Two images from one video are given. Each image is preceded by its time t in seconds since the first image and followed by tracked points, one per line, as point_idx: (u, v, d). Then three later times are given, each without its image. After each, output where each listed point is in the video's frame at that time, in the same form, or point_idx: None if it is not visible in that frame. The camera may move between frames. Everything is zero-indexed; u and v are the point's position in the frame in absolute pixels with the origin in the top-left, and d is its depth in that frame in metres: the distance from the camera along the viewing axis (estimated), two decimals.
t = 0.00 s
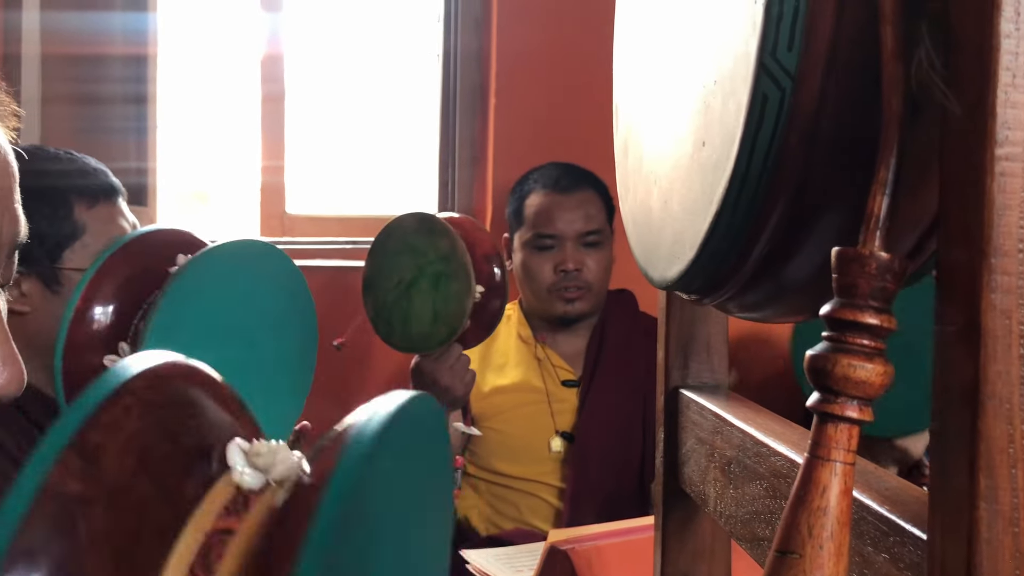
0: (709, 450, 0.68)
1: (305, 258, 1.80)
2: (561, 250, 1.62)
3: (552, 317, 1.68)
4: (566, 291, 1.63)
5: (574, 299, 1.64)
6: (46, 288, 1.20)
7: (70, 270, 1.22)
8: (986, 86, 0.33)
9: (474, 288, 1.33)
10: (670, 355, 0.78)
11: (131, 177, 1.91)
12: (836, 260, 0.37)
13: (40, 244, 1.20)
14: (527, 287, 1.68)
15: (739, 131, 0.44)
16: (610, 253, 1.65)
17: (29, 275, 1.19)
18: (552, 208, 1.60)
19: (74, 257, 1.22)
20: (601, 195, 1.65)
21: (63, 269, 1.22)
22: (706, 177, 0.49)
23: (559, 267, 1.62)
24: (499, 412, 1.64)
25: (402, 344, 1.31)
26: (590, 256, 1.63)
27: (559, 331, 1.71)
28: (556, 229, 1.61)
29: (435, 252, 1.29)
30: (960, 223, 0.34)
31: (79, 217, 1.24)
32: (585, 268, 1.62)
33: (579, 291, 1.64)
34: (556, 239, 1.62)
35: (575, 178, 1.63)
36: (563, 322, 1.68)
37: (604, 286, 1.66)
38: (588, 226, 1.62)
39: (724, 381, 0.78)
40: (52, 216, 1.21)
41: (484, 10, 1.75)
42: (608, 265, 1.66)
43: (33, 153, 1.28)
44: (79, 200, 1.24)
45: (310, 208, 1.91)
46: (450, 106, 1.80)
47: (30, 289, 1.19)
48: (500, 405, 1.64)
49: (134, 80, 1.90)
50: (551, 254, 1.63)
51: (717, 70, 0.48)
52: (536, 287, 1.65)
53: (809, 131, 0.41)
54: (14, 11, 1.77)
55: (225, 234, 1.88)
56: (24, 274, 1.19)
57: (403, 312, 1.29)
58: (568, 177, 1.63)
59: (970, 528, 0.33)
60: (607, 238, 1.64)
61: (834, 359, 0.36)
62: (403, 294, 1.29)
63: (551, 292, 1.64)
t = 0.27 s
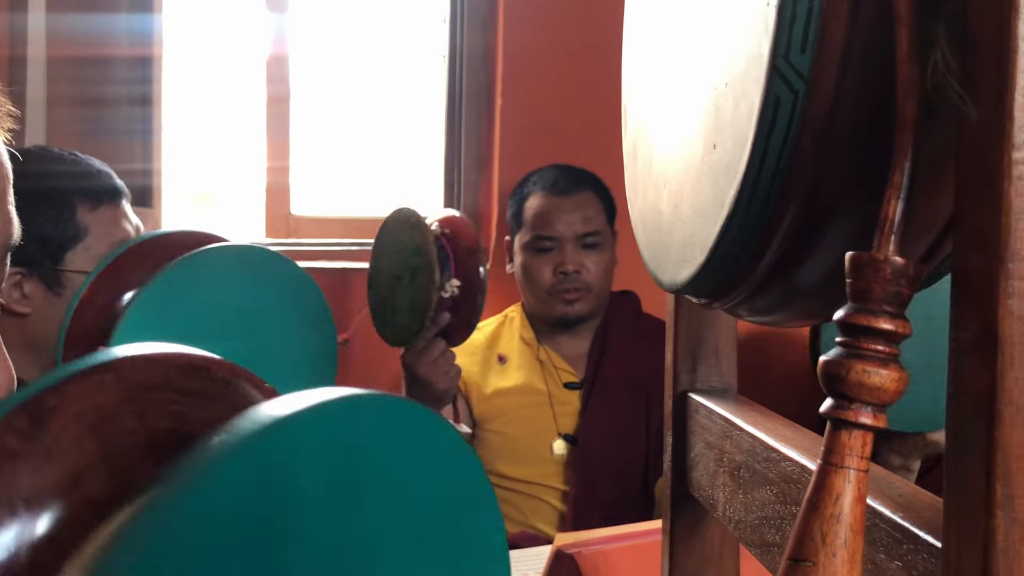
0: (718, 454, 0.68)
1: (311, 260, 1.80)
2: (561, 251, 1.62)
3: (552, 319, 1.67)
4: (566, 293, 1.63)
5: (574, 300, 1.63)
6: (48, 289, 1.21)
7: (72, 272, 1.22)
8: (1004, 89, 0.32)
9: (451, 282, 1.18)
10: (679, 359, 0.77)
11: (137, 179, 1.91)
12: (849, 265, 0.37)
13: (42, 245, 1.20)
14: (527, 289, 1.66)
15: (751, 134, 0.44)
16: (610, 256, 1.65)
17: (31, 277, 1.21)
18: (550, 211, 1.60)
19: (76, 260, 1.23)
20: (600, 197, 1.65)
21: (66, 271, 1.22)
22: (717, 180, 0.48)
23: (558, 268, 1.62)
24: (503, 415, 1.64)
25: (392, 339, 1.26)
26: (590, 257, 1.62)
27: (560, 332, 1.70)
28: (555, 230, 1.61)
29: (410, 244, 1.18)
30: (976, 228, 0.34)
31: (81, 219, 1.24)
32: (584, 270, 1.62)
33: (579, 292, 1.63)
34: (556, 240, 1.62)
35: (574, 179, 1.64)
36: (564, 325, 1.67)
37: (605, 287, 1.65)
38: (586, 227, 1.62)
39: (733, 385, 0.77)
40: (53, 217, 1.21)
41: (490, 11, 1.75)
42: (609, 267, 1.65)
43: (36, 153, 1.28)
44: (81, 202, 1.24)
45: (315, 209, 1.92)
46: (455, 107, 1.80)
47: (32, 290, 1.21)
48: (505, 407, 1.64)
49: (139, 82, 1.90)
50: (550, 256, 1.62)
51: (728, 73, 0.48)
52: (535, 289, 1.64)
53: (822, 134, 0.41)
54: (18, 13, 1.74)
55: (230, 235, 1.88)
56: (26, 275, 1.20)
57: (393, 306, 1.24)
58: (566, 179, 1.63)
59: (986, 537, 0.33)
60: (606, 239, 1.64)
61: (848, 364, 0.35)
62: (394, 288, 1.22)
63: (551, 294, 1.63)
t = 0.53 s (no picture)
0: (721, 454, 0.68)
1: (311, 258, 1.80)
2: (560, 250, 1.61)
3: (552, 318, 1.66)
4: (566, 291, 1.62)
5: (574, 299, 1.63)
6: (48, 286, 1.21)
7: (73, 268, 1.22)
8: (1017, 86, 0.32)
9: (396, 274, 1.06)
10: (681, 358, 0.77)
11: (136, 176, 1.91)
12: (859, 264, 0.36)
13: (43, 242, 1.20)
14: (527, 287, 1.65)
15: (758, 133, 0.43)
16: (609, 253, 1.65)
17: (31, 273, 1.20)
18: (550, 210, 1.60)
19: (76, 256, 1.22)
20: (600, 195, 1.65)
21: (66, 267, 1.22)
22: (723, 178, 0.48)
23: (557, 267, 1.61)
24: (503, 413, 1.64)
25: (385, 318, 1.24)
26: (589, 255, 1.62)
27: (560, 331, 1.69)
28: (554, 230, 1.61)
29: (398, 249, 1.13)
30: (988, 226, 0.33)
31: (82, 215, 1.23)
32: (583, 269, 1.61)
33: (579, 291, 1.63)
34: (555, 239, 1.61)
35: (574, 177, 1.64)
36: (564, 324, 1.66)
37: (604, 286, 1.65)
38: (585, 225, 1.61)
39: (736, 385, 0.77)
40: (55, 214, 1.20)
41: (491, 9, 1.75)
42: (609, 266, 1.65)
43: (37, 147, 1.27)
44: (82, 199, 1.23)
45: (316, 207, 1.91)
46: (456, 105, 1.80)
47: (33, 286, 1.21)
48: (506, 406, 1.64)
49: (139, 79, 1.90)
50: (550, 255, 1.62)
51: (734, 71, 0.48)
52: (534, 288, 1.64)
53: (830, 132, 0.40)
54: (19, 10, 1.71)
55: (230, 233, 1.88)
56: (26, 271, 1.20)
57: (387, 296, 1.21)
58: (565, 177, 1.63)
59: (996, 538, 0.33)
60: (605, 237, 1.64)
61: (857, 364, 0.35)
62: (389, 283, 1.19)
63: (551, 292, 1.62)
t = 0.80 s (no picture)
0: (723, 451, 0.67)
1: (310, 253, 1.79)
2: (558, 246, 1.60)
3: (552, 314, 1.65)
4: (565, 286, 1.60)
5: (573, 295, 1.61)
6: (48, 277, 1.21)
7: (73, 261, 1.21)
8: None
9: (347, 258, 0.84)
10: (683, 355, 0.77)
11: (135, 170, 1.90)
12: (869, 259, 0.36)
13: (45, 235, 1.20)
14: (527, 284, 1.65)
15: (766, 126, 0.43)
16: (609, 249, 1.64)
17: (31, 266, 1.20)
18: (549, 204, 1.60)
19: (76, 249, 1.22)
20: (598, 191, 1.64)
21: (66, 261, 1.22)
22: (730, 173, 0.48)
23: (556, 262, 1.60)
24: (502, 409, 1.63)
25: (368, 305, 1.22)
26: (588, 251, 1.61)
27: (559, 327, 1.69)
28: (552, 225, 1.60)
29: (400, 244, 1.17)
30: (1002, 222, 0.33)
31: (83, 208, 1.23)
32: (583, 264, 1.60)
33: (578, 287, 1.61)
34: (554, 234, 1.60)
35: (573, 174, 1.64)
36: (563, 319, 1.66)
37: (604, 283, 1.64)
38: (585, 220, 1.61)
39: (739, 381, 0.76)
40: (55, 208, 1.19)
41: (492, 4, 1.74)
42: (609, 261, 1.64)
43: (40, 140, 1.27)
44: (83, 192, 1.23)
45: (315, 202, 1.90)
46: (456, 100, 1.79)
47: (32, 279, 1.20)
48: (504, 402, 1.63)
49: (139, 75, 1.89)
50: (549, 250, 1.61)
51: (742, 63, 0.47)
52: (534, 284, 1.63)
53: (839, 126, 0.40)
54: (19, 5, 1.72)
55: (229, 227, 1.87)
56: (26, 264, 1.20)
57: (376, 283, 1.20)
58: (564, 173, 1.63)
59: (1008, 537, 0.32)
60: (605, 233, 1.63)
61: (867, 361, 0.35)
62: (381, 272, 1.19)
63: (549, 288, 1.61)
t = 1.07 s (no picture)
0: (721, 449, 0.67)
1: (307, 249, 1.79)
2: (552, 241, 1.60)
3: (547, 310, 1.65)
4: (559, 282, 1.61)
5: (568, 291, 1.62)
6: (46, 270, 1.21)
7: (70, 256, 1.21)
8: None
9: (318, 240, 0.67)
10: (681, 353, 0.76)
11: (132, 165, 1.89)
12: (868, 258, 0.36)
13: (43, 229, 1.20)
14: (522, 280, 1.65)
15: (766, 124, 0.43)
16: (603, 245, 1.64)
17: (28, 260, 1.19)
18: (543, 201, 1.59)
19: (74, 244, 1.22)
20: (594, 188, 1.64)
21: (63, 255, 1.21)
22: (729, 170, 0.48)
23: (549, 258, 1.60)
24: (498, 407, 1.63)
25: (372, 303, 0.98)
26: (582, 247, 1.61)
27: (555, 324, 1.69)
28: (546, 221, 1.60)
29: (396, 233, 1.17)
30: (1004, 222, 0.33)
31: (81, 203, 1.22)
32: (576, 260, 1.60)
33: (573, 283, 1.62)
34: (548, 230, 1.60)
35: (566, 169, 1.62)
36: (559, 316, 1.66)
37: (599, 278, 1.64)
38: (578, 216, 1.61)
39: (736, 380, 0.76)
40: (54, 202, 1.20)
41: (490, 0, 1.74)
42: (603, 257, 1.64)
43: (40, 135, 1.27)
44: (80, 187, 1.22)
45: (311, 198, 1.90)
46: (454, 96, 1.78)
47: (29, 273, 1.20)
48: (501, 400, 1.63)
49: (135, 70, 1.87)
50: (542, 247, 1.61)
51: (743, 60, 0.47)
52: (527, 280, 1.63)
53: (840, 124, 0.40)
54: None
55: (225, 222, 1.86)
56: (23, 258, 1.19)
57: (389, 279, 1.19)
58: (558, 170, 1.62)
59: (1007, 537, 0.32)
60: (599, 229, 1.63)
61: (866, 360, 0.34)
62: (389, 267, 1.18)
63: (544, 284, 1.61)
